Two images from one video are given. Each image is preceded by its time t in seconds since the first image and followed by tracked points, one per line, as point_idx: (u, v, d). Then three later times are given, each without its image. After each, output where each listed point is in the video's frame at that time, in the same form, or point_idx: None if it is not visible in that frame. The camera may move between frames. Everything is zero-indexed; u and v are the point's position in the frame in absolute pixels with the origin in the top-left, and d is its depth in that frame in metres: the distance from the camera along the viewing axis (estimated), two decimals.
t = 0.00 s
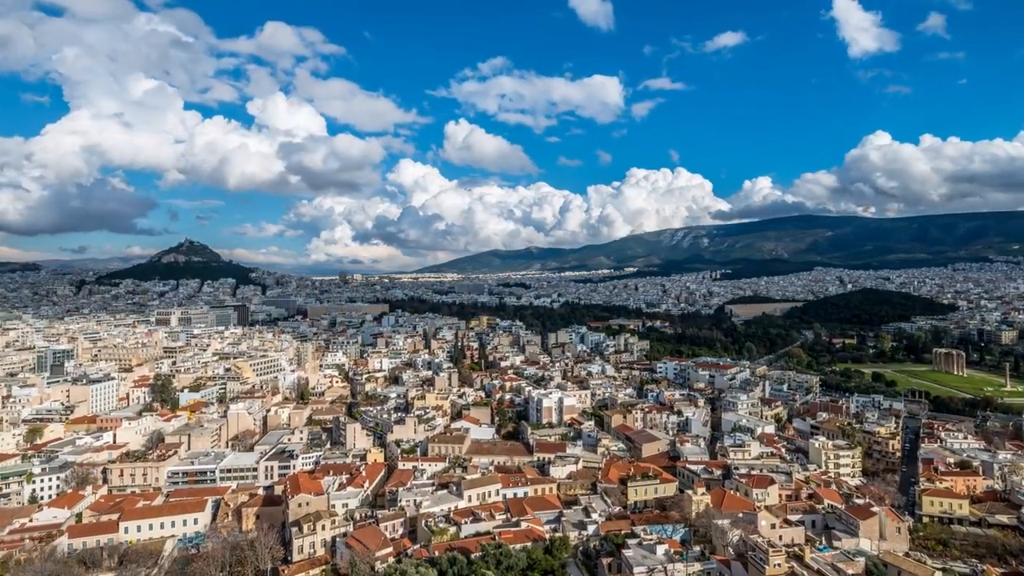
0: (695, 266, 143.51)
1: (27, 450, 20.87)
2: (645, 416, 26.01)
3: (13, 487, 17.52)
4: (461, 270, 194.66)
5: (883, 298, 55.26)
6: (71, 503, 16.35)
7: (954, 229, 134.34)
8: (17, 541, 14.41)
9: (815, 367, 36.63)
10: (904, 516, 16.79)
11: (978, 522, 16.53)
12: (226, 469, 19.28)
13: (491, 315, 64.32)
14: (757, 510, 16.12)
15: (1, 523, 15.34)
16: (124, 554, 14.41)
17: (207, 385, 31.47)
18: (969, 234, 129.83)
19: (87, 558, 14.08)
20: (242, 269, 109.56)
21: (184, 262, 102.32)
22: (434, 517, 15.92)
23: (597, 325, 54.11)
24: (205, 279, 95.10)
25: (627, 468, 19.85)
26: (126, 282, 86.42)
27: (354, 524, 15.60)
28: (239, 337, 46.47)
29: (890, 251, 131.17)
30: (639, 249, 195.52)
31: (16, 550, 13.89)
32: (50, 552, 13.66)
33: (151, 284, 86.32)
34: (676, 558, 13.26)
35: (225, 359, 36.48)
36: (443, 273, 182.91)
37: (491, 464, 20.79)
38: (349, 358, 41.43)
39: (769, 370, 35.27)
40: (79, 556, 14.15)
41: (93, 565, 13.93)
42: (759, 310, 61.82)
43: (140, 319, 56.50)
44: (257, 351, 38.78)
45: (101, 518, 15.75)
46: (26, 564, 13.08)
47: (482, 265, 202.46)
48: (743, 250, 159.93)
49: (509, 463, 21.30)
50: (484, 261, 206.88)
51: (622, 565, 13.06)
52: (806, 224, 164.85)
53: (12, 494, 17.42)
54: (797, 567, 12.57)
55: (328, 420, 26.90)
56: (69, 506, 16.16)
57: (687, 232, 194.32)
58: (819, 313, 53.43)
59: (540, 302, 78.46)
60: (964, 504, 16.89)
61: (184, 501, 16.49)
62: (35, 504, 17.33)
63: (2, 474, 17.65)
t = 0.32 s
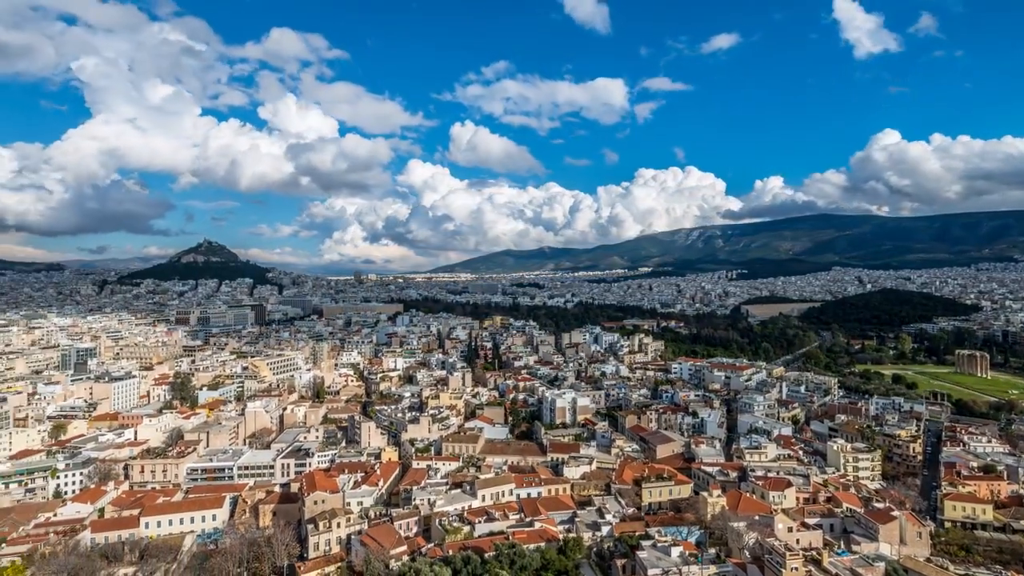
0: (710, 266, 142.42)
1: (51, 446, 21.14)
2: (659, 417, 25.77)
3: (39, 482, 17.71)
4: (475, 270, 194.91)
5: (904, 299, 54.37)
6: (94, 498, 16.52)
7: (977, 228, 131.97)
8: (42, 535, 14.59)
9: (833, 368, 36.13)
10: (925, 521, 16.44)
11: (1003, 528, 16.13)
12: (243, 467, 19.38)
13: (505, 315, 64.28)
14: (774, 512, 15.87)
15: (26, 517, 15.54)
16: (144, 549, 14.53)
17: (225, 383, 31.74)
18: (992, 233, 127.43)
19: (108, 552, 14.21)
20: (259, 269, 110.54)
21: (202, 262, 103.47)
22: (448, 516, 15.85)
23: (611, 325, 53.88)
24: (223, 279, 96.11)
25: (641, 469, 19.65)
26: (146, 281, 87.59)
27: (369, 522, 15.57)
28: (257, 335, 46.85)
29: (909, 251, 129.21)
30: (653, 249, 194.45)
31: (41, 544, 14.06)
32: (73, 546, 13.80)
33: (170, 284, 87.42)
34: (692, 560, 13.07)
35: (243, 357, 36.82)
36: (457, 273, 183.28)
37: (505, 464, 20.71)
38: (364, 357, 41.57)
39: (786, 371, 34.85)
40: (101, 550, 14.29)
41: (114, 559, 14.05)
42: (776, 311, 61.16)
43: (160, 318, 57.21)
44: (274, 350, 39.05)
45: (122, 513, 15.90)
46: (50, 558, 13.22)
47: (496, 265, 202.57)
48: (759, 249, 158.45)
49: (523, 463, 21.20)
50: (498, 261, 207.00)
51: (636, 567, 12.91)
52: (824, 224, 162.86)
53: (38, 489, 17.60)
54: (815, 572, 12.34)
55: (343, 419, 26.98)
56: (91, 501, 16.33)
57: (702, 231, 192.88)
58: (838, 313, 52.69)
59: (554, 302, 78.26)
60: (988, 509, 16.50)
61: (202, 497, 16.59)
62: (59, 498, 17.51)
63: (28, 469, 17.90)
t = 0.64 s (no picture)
0: (725, 266, 141.33)
1: (74, 442, 21.44)
2: (673, 418, 25.52)
3: (62, 477, 17.91)
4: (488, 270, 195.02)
5: (925, 299, 53.58)
6: (115, 494, 16.71)
7: (999, 228, 129.59)
8: (65, 529, 14.76)
9: (851, 370, 35.66)
10: (947, 525, 16.12)
11: None
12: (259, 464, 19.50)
13: (519, 315, 64.21)
14: (791, 515, 15.65)
15: (50, 511, 15.74)
16: (163, 544, 14.66)
17: (242, 381, 31.98)
18: (1016, 232, 125.05)
19: (128, 547, 14.34)
20: (275, 269, 111.42)
21: (220, 262, 104.54)
22: (462, 515, 15.84)
23: (624, 325, 53.68)
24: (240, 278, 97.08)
25: (655, 470, 19.47)
26: (165, 281, 88.68)
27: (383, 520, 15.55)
28: (273, 335, 47.22)
29: (929, 252, 127.19)
30: (668, 249, 193.26)
31: (64, 538, 14.21)
32: (95, 540, 13.94)
33: (188, 283, 88.46)
34: (706, 563, 12.91)
35: (260, 356, 37.11)
36: (470, 273, 183.48)
37: (518, 463, 20.65)
38: (377, 356, 41.72)
39: (803, 372, 34.46)
40: (122, 545, 14.42)
41: (135, 554, 14.15)
42: (792, 311, 60.55)
43: (179, 317, 57.86)
44: (290, 349, 39.30)
45: (142, 509, 16.06)
46: (72, 551, 13.35)
47: (509, 265, 202.57)
48: (774, 249, 156.88)
49: (536, 463, 21.12)
50: (512, 261, 206.90)
51: (650, 569, 12.78)
52: (841, 223, 160.93)
53: (61, 484, 17.81)
54: None
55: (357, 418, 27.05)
56: (113, 497, 16.51)
57: (717, 230, 191.43)
58: (856, 314, 52.01)
59: (568, 302, 78.09)
60: (1012, 514, 16.14)
61: (220, 494, 16.71)
62: (82, 494, 17.72)
63: (51, 465, 18.12)
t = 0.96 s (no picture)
0: (741, 266, 140.05)
1: (97, 438, 21.69)
2: (689, 419, 25.22)
3: (85, 473, 18.05)
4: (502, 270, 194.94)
5: (947, 300, 52.65)
6: (137, 490, 16.85)
7: None
8: (88, 523, 14.91)
9: (871, 372, 35.08)
10: (970, 531, 15.74)
11: None
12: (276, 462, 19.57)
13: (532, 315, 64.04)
14: (809, 519, 15.39)
15: (73, 506, 15.91)
16: (183, 539, 14.74)
17: (260, 380, 32.16)
18: None
19: (149, 542, 14.44)
20: (291, 268, 112.18)
21: (238, 262, 105.72)
22: (476, 514, 15.75)
23: (639, 325, 53.37)
24: (257, 278, 97.95)
25: (670, 471, 19.26)
26: (185, 281, 89.73)
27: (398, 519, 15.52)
28: (289, 334, 47.53)
29: (951, 252, 124.95)
30: (682, 249, 191.90)
31: (87, 532, 14.35)
32: (117, 535, 14.05)
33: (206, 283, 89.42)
34: (722, 566, 12.71)
35: (277, 355, 37.35)
36: (485, 273, 183.62)
37: (532, 463, 20.53)
38: (392, 356, 41.80)
39: (821, 374, 33.96)
40: (143, 540, 14.53)
41: (156, 548, 14.24)
42: (810, 312, 59.78)
43: (198, 316, 58.44)
44: (306, 348, 39.48)
45: (163, 504, 16.18)
46: (95, 546, 13.47)
47: (523, 265, 202.39)
48: (791, 249, 155.10)
49: (549, 463, 20.98)
50: (526, 261, 206.64)
51: (664, 571, 12.61)
52: (860, 223, 158.74)
53: (85, 479, 17.92)
54: None
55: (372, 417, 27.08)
56: (134, 493, 16.65)
57: (733, 230, 189.79)
58: (876, 315, 51.22)
59: (582, 302, 77.80)
60: None
61: (238, 490, 16.77)
62: (104, 489, 17.93)
63: (75, 460, 18.34)
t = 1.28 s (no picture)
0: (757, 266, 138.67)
1: (120, 435, 21.96)
2: (705, 421, 24.94)
3: (109, 469, 18.27)
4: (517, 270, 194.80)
5: (970, 300, 51.65)
6: (158, 486, 17.00)
7: None
8: (111, 518, 15.05)
9: (891, 373, 34.49)
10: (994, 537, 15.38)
11: None
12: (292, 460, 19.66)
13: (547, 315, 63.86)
14: (827, 522, 15.12)
15: (98, 501, 16.09)
16: (202, 535, 14.86)
17: (277, 378, 32.38)
18: None
19: (169, 538, 14.56)
20: (307, 268, 113.03)
21: (255, 262, 106.76)
22: (490, 514, 15.69)
23: (654, 325, 53.03)
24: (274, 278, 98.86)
25: (685, 473, 19.05)
26: (204, 281, 90.81)
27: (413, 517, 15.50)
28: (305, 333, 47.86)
29: (974, 251, 122.63)
30: (698, 249, 190.45)
31: (110, 526, 14.50)
32: (139, 530, 14.17)
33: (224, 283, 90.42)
34: (739, 569, 12.51)
35: (293, 354, 37.57)
36: (500, 273, 183.64)
37: (546, 463, 20.42)
38: (407, 355, 41.87)
39: (840, 375, 33.46)
40: (164, 535, 14.65)
41: (176, 544, 14.36)
42: (829, 312, 59.00)
43: (217, 316, 59.01)
44: (322, 347, 39.68)
45: (183, 500, 16.31)
46: (117, 540, 13.59)
47: (538, 265, 202.13)
48: (809, 249, 153.24)
49: (563, 463, 20.85)
50: (540, 261, 206.32)
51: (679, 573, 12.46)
52: (880, 222, 156.36)
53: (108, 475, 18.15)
54: None
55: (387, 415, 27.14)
56: (155, 488, 16.79)
57: (749, 230, 187.97)
58: (897, 315, 50.39)
59: (596, 302, 77.46)
60: None
61: (256, 487, 16.86)
62: (126, 485, 18.13)
63: (98, 457, 18.56)
